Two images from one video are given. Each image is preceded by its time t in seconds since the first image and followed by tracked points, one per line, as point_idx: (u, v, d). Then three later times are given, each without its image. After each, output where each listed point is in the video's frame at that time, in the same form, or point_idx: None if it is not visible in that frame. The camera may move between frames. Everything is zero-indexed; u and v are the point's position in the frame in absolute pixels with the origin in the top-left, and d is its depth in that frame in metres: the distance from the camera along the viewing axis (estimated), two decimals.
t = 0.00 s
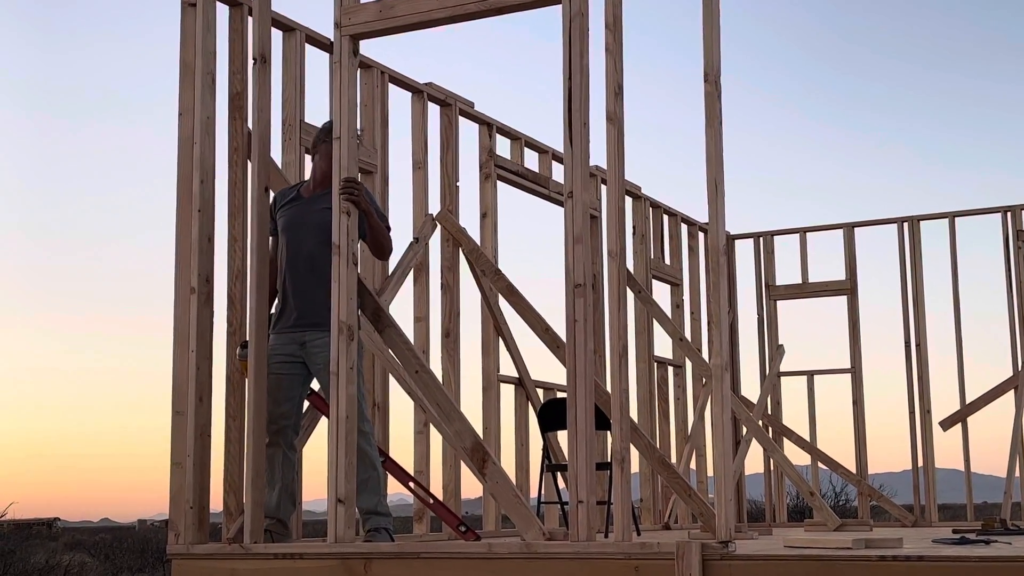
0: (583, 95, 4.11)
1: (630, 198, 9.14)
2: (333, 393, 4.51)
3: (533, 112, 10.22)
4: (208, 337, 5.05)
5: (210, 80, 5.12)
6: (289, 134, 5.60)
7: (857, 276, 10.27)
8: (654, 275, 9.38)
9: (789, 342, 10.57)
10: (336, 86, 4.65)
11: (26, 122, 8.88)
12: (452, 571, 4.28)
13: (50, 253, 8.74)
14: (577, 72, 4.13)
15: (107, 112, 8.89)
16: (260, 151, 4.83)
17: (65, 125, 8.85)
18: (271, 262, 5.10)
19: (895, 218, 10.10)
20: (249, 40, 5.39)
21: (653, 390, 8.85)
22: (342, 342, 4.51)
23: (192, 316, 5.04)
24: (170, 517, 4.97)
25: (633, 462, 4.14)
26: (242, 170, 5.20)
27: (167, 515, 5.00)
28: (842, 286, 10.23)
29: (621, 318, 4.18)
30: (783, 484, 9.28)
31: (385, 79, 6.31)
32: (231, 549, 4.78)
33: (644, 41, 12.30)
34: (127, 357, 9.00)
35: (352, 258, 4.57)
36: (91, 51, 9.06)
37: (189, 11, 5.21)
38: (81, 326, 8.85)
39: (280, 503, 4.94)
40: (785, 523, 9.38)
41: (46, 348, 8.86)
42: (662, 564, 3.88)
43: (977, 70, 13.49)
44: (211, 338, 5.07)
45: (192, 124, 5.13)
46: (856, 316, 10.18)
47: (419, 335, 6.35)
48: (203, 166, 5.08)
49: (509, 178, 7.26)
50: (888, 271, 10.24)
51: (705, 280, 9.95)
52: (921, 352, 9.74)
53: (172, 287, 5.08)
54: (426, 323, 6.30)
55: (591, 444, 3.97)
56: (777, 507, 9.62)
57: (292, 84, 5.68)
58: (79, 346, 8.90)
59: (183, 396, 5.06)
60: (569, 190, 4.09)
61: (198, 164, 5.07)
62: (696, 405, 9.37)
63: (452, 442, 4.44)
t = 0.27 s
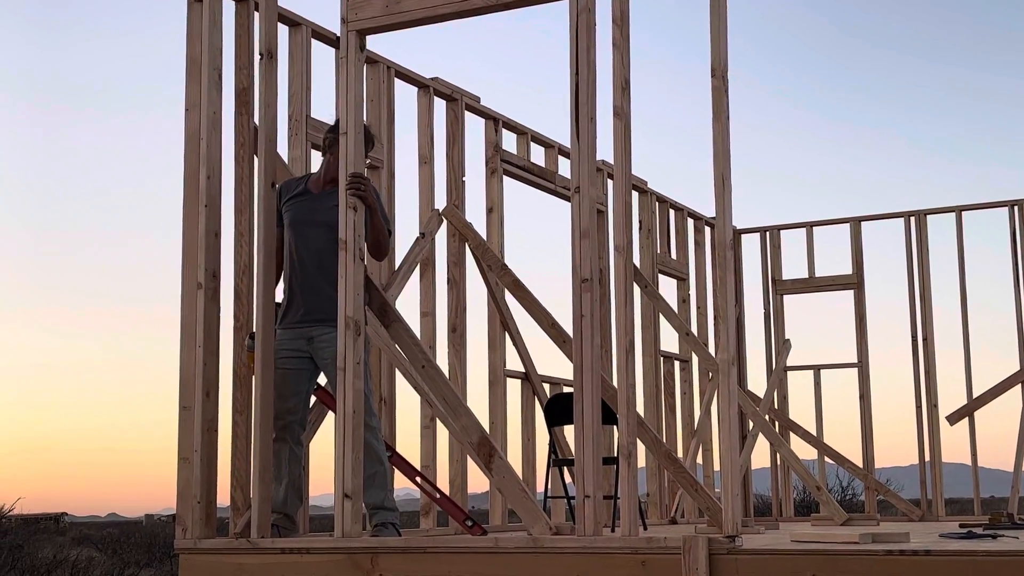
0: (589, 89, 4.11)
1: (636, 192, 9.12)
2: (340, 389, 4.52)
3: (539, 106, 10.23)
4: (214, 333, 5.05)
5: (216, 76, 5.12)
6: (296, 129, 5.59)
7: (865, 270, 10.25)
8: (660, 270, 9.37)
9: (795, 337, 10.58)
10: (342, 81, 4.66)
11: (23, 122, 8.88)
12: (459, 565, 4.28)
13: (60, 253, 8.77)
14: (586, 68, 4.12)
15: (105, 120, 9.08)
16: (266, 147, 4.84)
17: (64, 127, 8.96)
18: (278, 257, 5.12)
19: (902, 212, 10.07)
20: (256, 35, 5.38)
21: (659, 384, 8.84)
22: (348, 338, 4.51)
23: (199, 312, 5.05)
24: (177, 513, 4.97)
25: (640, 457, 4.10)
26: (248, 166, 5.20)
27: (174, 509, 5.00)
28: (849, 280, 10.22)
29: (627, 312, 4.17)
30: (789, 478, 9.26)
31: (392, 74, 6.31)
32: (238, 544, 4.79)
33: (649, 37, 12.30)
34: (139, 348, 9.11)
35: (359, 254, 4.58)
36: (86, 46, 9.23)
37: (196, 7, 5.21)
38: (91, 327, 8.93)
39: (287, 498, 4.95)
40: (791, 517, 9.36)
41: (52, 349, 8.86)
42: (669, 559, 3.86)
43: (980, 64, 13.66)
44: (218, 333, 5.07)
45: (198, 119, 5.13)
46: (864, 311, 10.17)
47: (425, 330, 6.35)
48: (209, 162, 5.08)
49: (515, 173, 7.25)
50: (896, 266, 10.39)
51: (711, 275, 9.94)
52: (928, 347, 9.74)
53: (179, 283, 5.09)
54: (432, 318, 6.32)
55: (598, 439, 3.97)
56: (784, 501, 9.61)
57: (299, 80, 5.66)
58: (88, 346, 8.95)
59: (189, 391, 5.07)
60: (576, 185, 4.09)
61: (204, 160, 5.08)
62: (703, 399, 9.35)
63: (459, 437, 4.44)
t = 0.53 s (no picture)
0: (589, 89, 4.27)
1: (637, 189, 9.28)
2: (350, 378, 4.70)
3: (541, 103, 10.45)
4: (229, 326, 5.24)
5: (229, 77, 5.30)
6: (307, 128, 5.75)
7: (857, 265, 10.42)
8: (660, 264, 9.54)
9: (792, 329, 10.81)
10: (351, 81, 4.84)
11: (36, 126, 10.07)
12: (466, 549, 4.43)
13: (67, 247, 9.86)
14: (584, 65, 4.30)
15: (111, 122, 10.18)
16: (277, 145, 5.01)
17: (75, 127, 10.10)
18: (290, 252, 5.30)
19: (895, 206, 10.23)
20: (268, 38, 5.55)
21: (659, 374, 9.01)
22: (358, 329, 4.69)
23: (214, 306, 5.23)
24: (194, 499, 5.15)
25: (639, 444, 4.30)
26: (260, 164, 5.37)
27: (191, 496, 5.19)
28: (842, 274, 10.39)
29: (627, 305, 4.35)
30: (785, 465, 9.44)
31: (400, 76, 6.48)
32: (253, 529, 4.98)
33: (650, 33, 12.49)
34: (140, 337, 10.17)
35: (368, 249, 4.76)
36: (86, 42, 10.33)
37: (209, 11, 5.38)
38: (94, 315, 10.01)
39: (300, 484, 5.14)
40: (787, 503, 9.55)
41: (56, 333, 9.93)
42: (669, 544, 4.00)
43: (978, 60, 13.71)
44: (232, 326, 5.26)
45: (212, 119, 5.31)
46: (856, 303, 10.35)
47: (433, 322, 6.53)
48: (222, 161, 5.26)
49: (520, 171, 7.43)
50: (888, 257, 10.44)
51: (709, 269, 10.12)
52: (919, 338, 9.91)
53: (194, 278, 5.27)
54: (439, 311, 6.48)
55: (599, 426, 4.14)
56: (779, 488, 9.80)
57: (310, 80, 5.83)
58: (92, 332, 10.03)
59: (205, 381, 5.25)
60: (576, 181, 4.27)
61: (218, 158, 5.25)
62: (700, 389, 9.55)
63: (465, 425, 4.62)
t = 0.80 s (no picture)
0: (589, 97, 4.60)
1: (632, 189, 9.62)
2: (364, 367, 5.04)
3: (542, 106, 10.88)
4: (250, 319, 5.58)
5: (250, 84, 5.64)
6: (323, 132, 6.09)
7: (841, 261, 11.29)
8: (653, 260, 9.87)
9: (779, 320, 11.76)
10: (365, 88, 5.17)
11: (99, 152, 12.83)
12: (473, 527, 4.77)
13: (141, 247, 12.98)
14: (585, 74, 4.62)
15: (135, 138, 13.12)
16: (296, 149, 5.35)
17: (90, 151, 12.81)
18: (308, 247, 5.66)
19: (875, 206, 11.05)
20: (286, 46, 5.90)
21: (652, 362, 9.34)
22: (372, 321, 5.03)
23: (236, 299, 5.57)
24: (216, 480, 5.51)
25: (635, 429, 4.56)
26: (279, 166, 5.71)
27: (214, 478, 5.54)
28: (825, 269, 11.27)
29: (624, 298, 4.68)
30: (772, 450, 9.80)
31: (410, 82, 6.83)
32: (272, 509, 5.33)
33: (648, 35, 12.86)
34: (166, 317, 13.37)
35: (380, 246, 5.10)
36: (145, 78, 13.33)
37: (232, 21, 5.73)
38: (127, 301, 13.21)
39: (316, 468, 5.48)
40: (773, 486, 9.92)
41: (91, 316, 13.05)
42: (663, 521, 4.32)
43: (949, 74, 15.54)
44: (252, 318, 5.60)
45: (234, 124, 5.66)
46: (839, 297, 11.23)
47: (441, 315, 6.88)
48: (244, 163, 5.61)
49: (521, 172, 7.77)
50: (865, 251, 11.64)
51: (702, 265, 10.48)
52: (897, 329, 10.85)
53: (217, 273, 5.61)
54: (448, 304, 6.83)
55: (596, 412, 4.45)
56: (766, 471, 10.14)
57: (325, 88, 6.17)
58: (119, 314, 13.20)
59: (228, 370, 5.57)
60: (577, 183, 4.60)
61: (240, 162, 5.60)
62: (692, 378, 9.92)
63: (471, 412, 4.96)
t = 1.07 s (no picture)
0: (591, 95, 4.66)
1: (632, 187, 9.70)
2: (367, 362, 5.10)
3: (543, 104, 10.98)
4: (254, 314, 5.65)
5: (255, 82, 5.71)
6: (327, 131, 6.16)
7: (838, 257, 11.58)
8: (653, 258, 9.94)
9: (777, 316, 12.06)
10: (369, 86, 5.24)
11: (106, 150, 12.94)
12: (474, 520, 4.83)
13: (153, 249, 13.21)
14: (586, 73, 4.67)
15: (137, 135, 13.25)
16: (300, 147, 5.42)
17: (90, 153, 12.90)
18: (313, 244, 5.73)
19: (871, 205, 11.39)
20: (291, 46, 5.97)
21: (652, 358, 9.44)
22: (375, 317, 5.09)
23: (240, 294, 5.64)
24: (221, 474, 5.58)
25: (635, 424, 4.66)
26: (283, 164, 5.77)
27: (219, 472, 5.61)
28: (824, 266, 11.56)
29: (624, 294, 4.75)
30: (770, 444, 9.89)
31: (413, 81, 6.90)
32: (276, 502, 5.41)
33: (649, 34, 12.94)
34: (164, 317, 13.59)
35: (383, 243, 5.17)
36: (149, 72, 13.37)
37: (237, 21, 5.80)
38: (125, 302, 13.37)
39: (319, 462, 5.55)
40: (772, 480, 10.01)
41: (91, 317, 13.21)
42: (662, 515, 4.38)
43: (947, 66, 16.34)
44: (256, 313, 5.66)
45: (240, 122, 5.72)
46: (836, 292, 11.53)
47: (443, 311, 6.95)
48: (249, 161, 5.68)
49: (523, 170, 7.84)
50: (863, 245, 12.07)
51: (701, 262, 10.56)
52: (893, 325, 11.10)
53: (222, 269, 5.67)
54: (450, 300, 6.90)
55: (597, 407, 4.50)
56: (764, 465, 10.24)
57: (330, 87, 6.25)
58: (118, 314, 13.36)
59: (232, 364, 5.64)
60: (578, 180, 4.65)
61: (245, 159, 5.67)
62: (692, 373, 10.02)
63: (473, 406, 5.02)
